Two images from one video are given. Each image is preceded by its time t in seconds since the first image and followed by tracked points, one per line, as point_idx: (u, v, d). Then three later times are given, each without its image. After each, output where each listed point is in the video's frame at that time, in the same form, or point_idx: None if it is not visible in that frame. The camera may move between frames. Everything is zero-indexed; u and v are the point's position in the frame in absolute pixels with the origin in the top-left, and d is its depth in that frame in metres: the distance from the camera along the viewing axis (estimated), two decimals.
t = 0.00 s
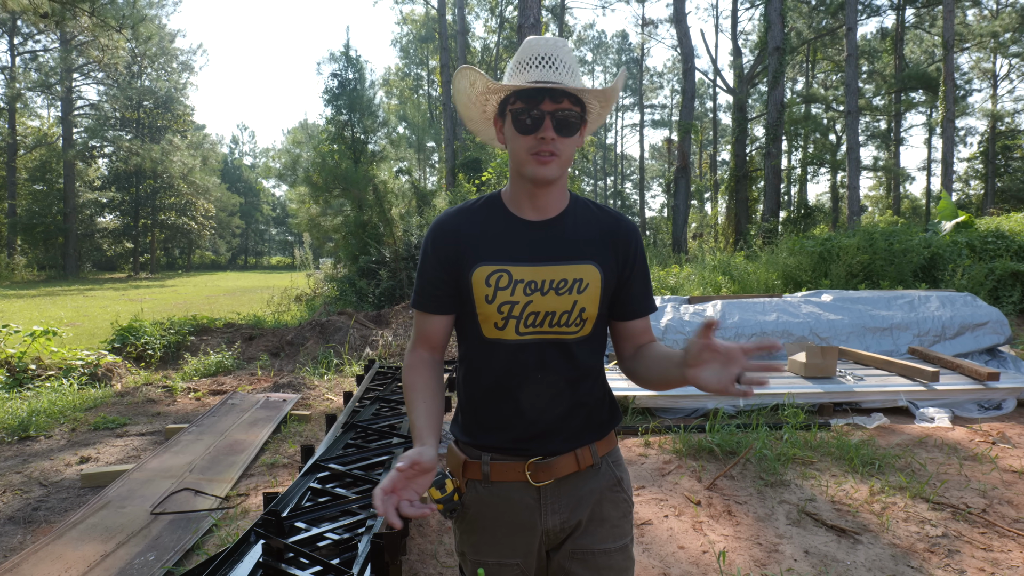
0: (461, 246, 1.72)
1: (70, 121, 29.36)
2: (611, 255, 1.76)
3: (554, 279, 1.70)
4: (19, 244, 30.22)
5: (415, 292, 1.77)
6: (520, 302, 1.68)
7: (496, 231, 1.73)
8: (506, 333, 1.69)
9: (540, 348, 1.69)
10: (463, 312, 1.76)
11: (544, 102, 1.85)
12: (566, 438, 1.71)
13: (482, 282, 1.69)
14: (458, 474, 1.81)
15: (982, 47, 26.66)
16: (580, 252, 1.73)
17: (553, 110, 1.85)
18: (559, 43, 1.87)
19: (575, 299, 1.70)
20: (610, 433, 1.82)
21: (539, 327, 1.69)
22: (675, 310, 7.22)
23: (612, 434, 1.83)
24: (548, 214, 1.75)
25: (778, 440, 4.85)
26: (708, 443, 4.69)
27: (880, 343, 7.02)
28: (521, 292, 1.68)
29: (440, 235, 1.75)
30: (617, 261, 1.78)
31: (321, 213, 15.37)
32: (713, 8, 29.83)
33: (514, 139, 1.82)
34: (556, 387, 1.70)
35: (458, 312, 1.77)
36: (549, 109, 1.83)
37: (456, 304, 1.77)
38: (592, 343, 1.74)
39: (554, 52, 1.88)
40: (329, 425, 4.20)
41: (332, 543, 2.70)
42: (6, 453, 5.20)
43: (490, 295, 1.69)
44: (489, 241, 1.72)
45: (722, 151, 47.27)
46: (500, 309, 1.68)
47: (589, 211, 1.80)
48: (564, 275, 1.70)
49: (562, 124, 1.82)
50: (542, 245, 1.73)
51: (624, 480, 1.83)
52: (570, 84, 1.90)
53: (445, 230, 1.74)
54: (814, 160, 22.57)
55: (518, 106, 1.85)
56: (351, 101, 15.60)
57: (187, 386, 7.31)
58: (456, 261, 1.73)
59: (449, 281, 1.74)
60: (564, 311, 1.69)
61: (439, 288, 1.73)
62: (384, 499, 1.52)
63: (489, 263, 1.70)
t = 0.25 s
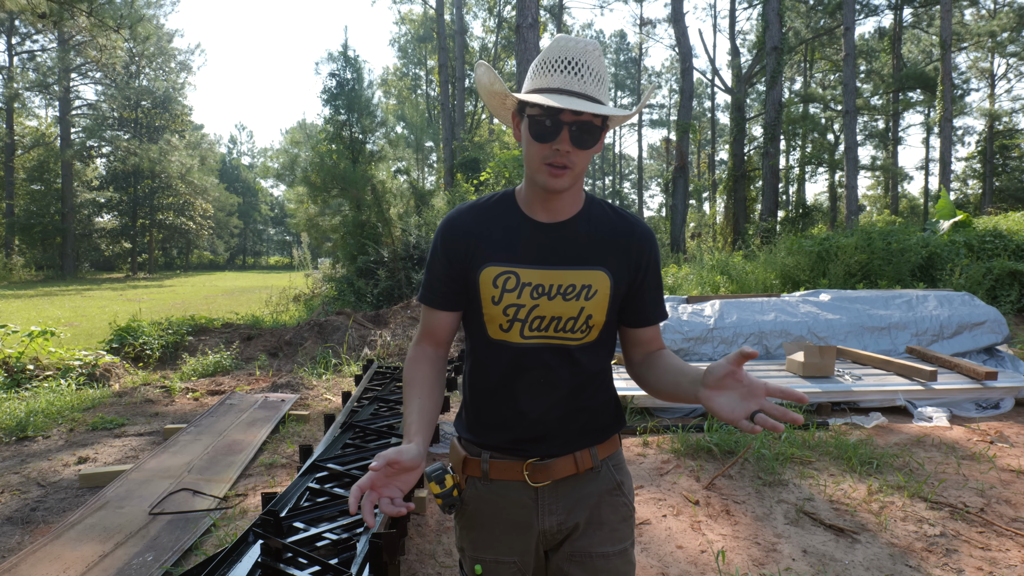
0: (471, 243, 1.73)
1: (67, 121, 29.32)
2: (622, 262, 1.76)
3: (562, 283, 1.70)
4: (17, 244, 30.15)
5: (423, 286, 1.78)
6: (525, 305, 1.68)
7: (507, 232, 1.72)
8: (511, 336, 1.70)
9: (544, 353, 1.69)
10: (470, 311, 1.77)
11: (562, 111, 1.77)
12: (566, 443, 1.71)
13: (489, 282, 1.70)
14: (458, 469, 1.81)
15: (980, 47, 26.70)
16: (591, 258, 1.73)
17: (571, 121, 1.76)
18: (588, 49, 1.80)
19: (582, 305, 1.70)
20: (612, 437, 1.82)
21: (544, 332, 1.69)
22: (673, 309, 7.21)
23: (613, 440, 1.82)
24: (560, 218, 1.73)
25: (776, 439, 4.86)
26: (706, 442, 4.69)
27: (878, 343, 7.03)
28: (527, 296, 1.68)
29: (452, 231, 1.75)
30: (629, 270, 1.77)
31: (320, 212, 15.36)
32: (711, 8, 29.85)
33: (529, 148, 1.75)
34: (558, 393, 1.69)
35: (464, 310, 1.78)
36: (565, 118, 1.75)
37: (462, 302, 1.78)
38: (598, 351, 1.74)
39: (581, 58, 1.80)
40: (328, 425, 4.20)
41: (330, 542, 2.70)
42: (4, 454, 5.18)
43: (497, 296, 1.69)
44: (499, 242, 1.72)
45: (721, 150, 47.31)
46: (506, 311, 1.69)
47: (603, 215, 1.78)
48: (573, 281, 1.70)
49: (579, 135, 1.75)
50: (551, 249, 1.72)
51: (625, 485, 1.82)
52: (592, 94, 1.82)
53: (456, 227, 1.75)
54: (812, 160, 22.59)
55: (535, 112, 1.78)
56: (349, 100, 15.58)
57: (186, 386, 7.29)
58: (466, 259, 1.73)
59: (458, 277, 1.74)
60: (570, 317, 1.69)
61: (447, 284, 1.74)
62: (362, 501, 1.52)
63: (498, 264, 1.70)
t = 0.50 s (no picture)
0: (482, 243, 1.75)
1: (66, 122, 29.29)
2: (636, 263, 1.73)
3: (571, 285, 1.70)
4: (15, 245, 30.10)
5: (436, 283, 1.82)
6: (533, 307, 1.68)
7: (518, 232, 1.74)
8: (520, 336, 1.70)
9: (553, 355, 1.69)
10: (480, 310, 1.79)
11: (574, 108, 1.77)
12: (573, 449, 1.71)
13: (499, 282, 1.72)
14: (468, 468, 1.84)
15: (979, 47, 26.73)
16: (603, 259, 1.71)
17: (582, 118, 1.76)
18: (598, 44, 1.79)
19: (592, 308, 1.68)
20: (623, 446, 1.79)
21: (552, 334, 1.69)
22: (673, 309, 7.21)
23: (625, 448, 1.79)
24: (571, 218, 1.72)
25: (774, 439, 4.86)
26: (705, 442, 4.70)
27: (877, 342, 7.04)
28: (536, 297, 1.69)
29: (464, 230, 1.78)
30: (643, 273, 1.73)
31: (319, 213, 15.36)
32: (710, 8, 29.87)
33: (540, 147, 1.76)
34: (565, 396, 1.69)
35: (475, 308, 1.80)
36: (577, 118, 1.75)
37: (473, 301, 1.80)
38: (609, 354, 1.72)
39: (590, 53, 1.79)
40: (327, 425, 4.21)
41: (329, 543, 2.71)
42: (2, 455, 5.18)
43: (505, 296, 1.71)
44: (509, 242, 1.73)
45: (720, 151, 47.34)
46: (514, 312, 1.70)
47: (617, 216, 1.76)
48: (582, 282, 1.69)
49: (592, 132, 1.75)
50: (562, 250, 1.72)
51: (635, 495, 1.77)
52: (604, 90, 1.81)
53: (468, 226, 1.78)
54: (812, 160, 22.61)
55: (547, 111, 1.79)
56: (348, 101, 15.58)
57: (185, 387, 7.29)
58: (476, 258, 1.76)
59: (468, 277, 1.77)
60: (580, 319, 1.68)
61: (458, 282, 1.77)
62: (378, 493, 1.53)
63: (507, 264, 1.72)
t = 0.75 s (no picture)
0: (485, 245, 1.74)
1: (62, 121, 29.15)
2: (643, 261, 1.66)
3: (575, 285, 1.65)
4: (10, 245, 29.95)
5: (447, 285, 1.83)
6: (536, 308, 1.65)
7: (521, 233, 1.72)
8: (524, 338, 1.68)
9: (557, 358, 1.65)
10: (486, 312, 1.77)
11: (612, 105, 1.72)
12: (579, 456, 1.66)
13: (502, 283, 1.70)
14: (477, 469, 1.84)
15: (975, 48, 26.81)
16: (608, 259, 1.66)
17: (620, 116, 1.72)
18: (639, 44, 1.74)
19: (597, 309, 1.62)
20: (635, 455, 1.71)
21: (556, 336, 1.65)
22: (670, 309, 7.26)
23: (636, 459, 1.71)
24: (577, 218, 1.69)
25: (771, 439, 4.88)
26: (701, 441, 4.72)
27: (873, 342, 7.07)
28: (539, 298, 1.66)
29: (470, 231, 1.78)
30: (654, 273, 1.66)
31: (316, 213, 15.34)
32: (707, 8, 29.94)
33: (573, 137, 1.69)
34: (568, 401, 1.64)
35: (482, 309, 1.79)
36: (613, 115, 1.71)
37: (479, 302, 1.78)
38: (617, 357, 1.66)
39: (631, 52, 1.74)
40: (324, 425, 4.20)
41: (326, 543, 2.71)
42: None
43: (509, 297, 1.69)
44: (513, 243, 1.71)
45: (717, 150, 47.42)
46: (517, 314, 1.68)
47: (626, 215, 1.70)
48: (587, 283, 1.65)
49: (624, 134, 1.72)
50: (567, 250, 1.68)
51: (646, 510, 1.70)
52: (639, 89, 1.77)
53: (474, 227, 1.77)
54: (808, 160, 22.67)
55: (580, 103, 1.72)
56: (345, 100, 15.55)
57: (181, 387, 7.27)
58: (481, 259, 1.75)
59: (474, 279, 1.77)
60: (584, 321, 1.63)
61: (465, 285, 1.77)
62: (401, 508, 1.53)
63: (511, 265, 1.70)
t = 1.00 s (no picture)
0: (485, 243, 1.73)
1: (56, 121, 29.08)
2: (644, 247, 1.72)
3: (584, 275, 1.68)
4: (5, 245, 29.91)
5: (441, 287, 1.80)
6: (546, 299, 1.66)
7: (523, 228, 1.72)
8: (532, 331, 1.68)
9: (568, 349, 1.66)
10: (487, 309, 1.76)
11: (630, 97, 1.83)
12: (596, 451, 1.68)
13: (507, 277, 1.69)
14: (482, 478, 1.79)
15: (968, 48, 26.96)
16: (611, 249, 1.71)
17: (637, 106, 1.85)
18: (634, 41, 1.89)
19: (609, 296, 1.67)
20: (646, 451, 1.76)
21: (566, 326, 1.66)
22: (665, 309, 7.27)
23: (647, 454, 1.76)
24: (582, 210, 1.75)
25: (766, 438, 4.90)
26: (697, 441, 4.73)
27: (868, 341, 7.10)
28: (548, 289, 1.67)
29: (466, 232, 1.76)
30: (655, 260, 1.73)
31: (312, 213, 15.32)
32: (703, 9, 30.03)
33: (603, 128, 1.77)
34: (580, 390, 1.66)
35: (481, 308, 1.78)
36: (633, 107, 1.83)
37: (479, 301, 1.77)
38: (627, 344, 1.70)
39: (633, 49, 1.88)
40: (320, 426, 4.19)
41: (323, 542, 2.69)
42: None
43: (516, 291, 1.68)
44: (515, 237, 1.72)
45: (713, 150, 47.53)
46: (525, 307, 1.67)
47: (623, 209, 1.78)
48: (594, 271, 1.69)
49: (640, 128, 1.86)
50: (570, 243, 1.71)
51: (661, 507, 1.76)
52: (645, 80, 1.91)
53: (470, 226, 1.76)
54: (804, 160, 22.75)
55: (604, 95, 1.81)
56: (341, 100, 15.53)
57: (177, 388, 7.25)
58: (482, 257, 1.73)
59: (472, 280, 1.75)
60: (597, 309, 1.66)
61: (463, 286, 1.76)
62: (350, 466, 1.46)
63: (515, 260, 1.70)
